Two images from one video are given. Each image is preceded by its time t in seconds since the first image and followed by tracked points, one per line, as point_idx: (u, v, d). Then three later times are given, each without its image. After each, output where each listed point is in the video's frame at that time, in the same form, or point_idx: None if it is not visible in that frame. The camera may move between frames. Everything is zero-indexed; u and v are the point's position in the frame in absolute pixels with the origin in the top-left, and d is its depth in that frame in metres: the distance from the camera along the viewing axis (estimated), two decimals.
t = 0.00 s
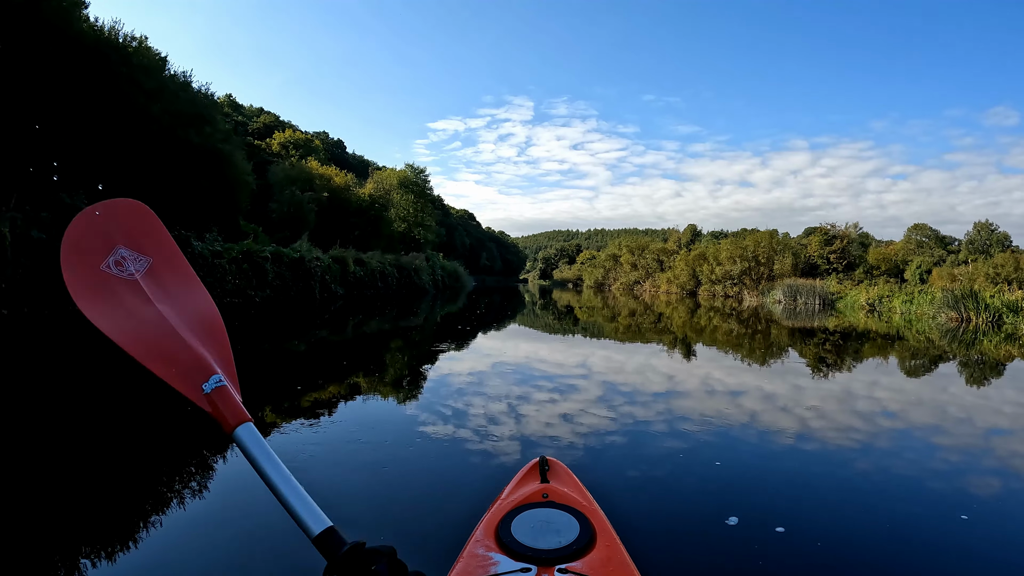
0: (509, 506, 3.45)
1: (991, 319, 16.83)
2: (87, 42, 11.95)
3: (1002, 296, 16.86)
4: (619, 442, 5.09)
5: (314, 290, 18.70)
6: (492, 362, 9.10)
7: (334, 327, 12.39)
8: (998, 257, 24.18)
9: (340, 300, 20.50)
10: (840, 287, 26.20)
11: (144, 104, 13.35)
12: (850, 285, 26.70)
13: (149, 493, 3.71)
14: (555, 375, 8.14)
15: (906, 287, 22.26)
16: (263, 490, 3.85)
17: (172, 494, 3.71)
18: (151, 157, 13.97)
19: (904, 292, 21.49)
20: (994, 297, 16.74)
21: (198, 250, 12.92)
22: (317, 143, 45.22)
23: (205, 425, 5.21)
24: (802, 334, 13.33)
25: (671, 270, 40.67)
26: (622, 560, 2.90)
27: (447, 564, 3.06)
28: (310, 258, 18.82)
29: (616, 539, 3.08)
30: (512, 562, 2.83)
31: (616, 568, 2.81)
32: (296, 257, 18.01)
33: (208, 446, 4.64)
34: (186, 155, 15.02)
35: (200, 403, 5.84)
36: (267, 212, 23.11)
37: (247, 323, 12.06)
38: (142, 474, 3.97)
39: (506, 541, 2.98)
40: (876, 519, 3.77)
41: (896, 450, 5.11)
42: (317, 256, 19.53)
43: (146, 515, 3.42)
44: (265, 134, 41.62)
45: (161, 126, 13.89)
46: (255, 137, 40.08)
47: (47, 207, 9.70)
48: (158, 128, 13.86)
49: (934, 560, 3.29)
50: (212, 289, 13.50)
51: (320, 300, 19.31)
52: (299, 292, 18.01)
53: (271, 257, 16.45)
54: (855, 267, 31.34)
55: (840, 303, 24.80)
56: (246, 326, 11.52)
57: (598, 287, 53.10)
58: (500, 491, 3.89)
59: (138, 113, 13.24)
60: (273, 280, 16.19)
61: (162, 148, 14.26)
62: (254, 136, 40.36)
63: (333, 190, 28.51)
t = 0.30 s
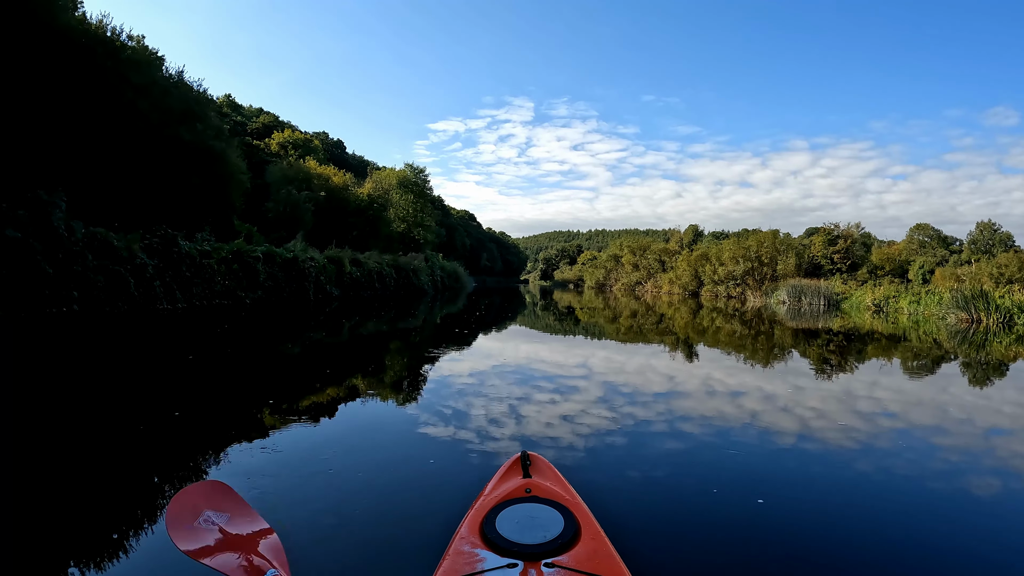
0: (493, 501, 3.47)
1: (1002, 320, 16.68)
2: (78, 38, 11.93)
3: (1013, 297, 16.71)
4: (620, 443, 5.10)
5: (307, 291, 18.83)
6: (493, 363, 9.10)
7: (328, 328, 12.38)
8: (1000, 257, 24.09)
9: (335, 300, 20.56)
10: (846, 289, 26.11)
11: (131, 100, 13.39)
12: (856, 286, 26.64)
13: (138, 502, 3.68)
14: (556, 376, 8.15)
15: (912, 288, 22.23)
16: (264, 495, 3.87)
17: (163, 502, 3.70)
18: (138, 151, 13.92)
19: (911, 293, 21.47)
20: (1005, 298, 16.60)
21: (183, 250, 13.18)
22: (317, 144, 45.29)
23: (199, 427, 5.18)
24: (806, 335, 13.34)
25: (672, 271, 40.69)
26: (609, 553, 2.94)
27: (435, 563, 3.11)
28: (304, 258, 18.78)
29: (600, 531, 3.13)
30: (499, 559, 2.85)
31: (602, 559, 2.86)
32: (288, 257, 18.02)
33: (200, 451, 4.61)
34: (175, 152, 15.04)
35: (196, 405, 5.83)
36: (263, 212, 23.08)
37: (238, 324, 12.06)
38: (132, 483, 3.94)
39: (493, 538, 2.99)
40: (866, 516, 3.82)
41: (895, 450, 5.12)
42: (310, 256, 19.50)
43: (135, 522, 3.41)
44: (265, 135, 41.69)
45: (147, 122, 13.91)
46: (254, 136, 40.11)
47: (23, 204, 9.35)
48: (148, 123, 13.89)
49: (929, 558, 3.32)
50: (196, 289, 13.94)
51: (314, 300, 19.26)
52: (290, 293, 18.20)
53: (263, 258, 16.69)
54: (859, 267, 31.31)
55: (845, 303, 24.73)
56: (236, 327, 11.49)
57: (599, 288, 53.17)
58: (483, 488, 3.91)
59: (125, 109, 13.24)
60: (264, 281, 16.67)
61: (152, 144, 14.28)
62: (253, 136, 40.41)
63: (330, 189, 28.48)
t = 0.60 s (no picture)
0: (475, 506, 3.46)
1: (1014, 322, 16.63)
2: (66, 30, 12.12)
3: None
4: (621, 444, 5.11)
5: (302, 292, 18.12)
6: (495, 364, 9.10)
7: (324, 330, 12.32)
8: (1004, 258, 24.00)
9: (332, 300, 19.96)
10: (851, 290, 25.98)
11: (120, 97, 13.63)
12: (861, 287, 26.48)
13: (129, 506, 3.64)
14: (557, 377, 8.15)
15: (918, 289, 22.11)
16: (266, 494, 3.91)
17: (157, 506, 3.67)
18: (129, 146, 14.05)
19: (919, 295, 21.42)
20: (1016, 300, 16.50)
21: (170, 249, 13.13)
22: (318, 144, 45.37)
23: (191, 432, 5.12)
24: (811, 337, 13.33)
25: (675, 272, 40.71)
26: (592, 554, 2.94)
27: (424, 559, 3.12)
28: (298, 259, 18.09)
29: (582, 532, 3.13)
30: (481, 564, 2.84)
31: (586, 562, 2.86)
32: (281, 256, 17.43)
33: (193, 456, 4.56)
34: (166, 147, 15.21)
35: (188, 409, 5.77)
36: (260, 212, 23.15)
37: (232, 326, 12.03)
38: (123, 488, 3.89)
39: (475, 543, 2.98)
40: (856, 517, 3.82)
41: (897, 452, 5.13)
42: (306, 257, 18.86)
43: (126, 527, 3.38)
44: (266, 135, 41.89)
45: (135, 118, 14.19)
46: (254, 136, 40.16)
47: None
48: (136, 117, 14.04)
49: (926, 560, 3.31)
50: (183, 290, 13.80)
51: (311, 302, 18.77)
52: (282, 295, 17.53)
53: (254, 258, 16.30)
54: (863, 268, 31.23)
55: (851, 305, 24.54)
56: (228, 330, 11.39)
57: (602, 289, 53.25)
58: (468, 490, 3.92)
59: (114, 106, 13.45)
60: (256, 282, 16.18)
61: (142, 139, 14.42)
62: (253, 135, 40.42)
63: (329, 189, 28.48)
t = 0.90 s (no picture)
0: (470, 506, 3.48)
1: None
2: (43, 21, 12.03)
3: None
4: (622, 444, 5.11)
5: (293, 292, 18.37)
6: (496, 364, 9.12)
7: (319, 331, 12.25)
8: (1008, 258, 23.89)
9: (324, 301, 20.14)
10: (857, 291, 25.89)
11: (105, 92, 13.57)
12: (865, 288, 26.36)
13: (119, 512, 3.58)
14: (558, 377, 8.16)
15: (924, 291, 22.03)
16: (258, 496, 3.87)
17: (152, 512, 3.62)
18: (115, 140, 13.95)
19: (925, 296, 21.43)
20: None
21: (154, 247, 12.80)
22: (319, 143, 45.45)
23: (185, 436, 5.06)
24: (814, 338, 13.32)
25: (677, 272, 40.70)
26: (582, 557, 2.94)
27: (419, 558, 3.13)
28: (290, 258, 18.26)
29: (574, 536, 3.13)
30: (472, 562, 2.85)
31: (576, 566, 2.86)
32: (273, 256, 17.53)
33: (184, 461, 4.49)
34: (154, 142, 15.11)
35: (180, 412, 5.71)
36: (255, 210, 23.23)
37: (225, 326, 11.96)
38: (114, 494, 3.82)
39: (467, 542, 2.99)
40: (852, 518, 3.83)
41: (898, 453, 5.13)
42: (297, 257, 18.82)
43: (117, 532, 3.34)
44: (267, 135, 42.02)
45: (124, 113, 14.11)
46: (253, 135, 40.21)
47: None
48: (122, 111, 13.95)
49: (922, 562, 3.31)
50: (167, 288, 13.47)
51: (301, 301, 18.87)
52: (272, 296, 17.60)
53: (245, 256, 16.18)
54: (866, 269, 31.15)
55: (857, 307, 24.30)
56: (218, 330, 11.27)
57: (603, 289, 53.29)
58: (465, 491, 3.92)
59: (99, 98, 13.39)
60: (245, 282, 16.12)
61: (129, 133, 14.33)
62: (253, 134, 40.42)
63: (327, 186, 28.81)
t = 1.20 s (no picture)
0: (491, 497, 3.51)
1: None
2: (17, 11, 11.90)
3: None
4: (622, 444, 5.12)
5: (286, 291, 18.43)
6: (497, 363, 9.13)
7: (314, 331, 12.19)
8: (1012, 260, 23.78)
9: (319, 300, 20.12)
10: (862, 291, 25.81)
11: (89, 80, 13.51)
12: (871, 288, 26.35)
13: (111, 511, 3.54)
14: (559, 377, 8.15)
15: (931, 292, 22.09)
16: (253, 497, 3.86)
17: (148, 512, 3.58)
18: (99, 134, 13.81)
19: (931, 298, 21.38)
20: None
21: (137, 243, 12.86)
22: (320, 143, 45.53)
23: (172, 437, 4.98)
24: (818, 340, 13.30)
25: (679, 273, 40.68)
26: (597, 552, 2.94)
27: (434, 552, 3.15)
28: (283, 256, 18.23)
29: (593, 532, 3.11)
30: (489, 553, 2.88)
31: (592, 561, 2.86)
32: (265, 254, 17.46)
33: (173, 463, 4.42)
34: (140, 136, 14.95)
35: (171, 414, 5.63)
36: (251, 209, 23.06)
37: (212, 325, 11.81)
38: (104, 494, 3.76)
39: (485, 532, 3.02)
40: (855, 518, 3.85)
41: (899, 454, 5.13)
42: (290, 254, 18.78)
43: (107, 534, 3.29)
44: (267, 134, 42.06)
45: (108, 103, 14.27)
46: (252, 133, 40.26)
47: None
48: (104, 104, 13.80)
49: (926, 561, 3.33)
50: (150, 284, 13.38)
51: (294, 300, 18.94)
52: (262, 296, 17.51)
53: (234, 254, 16.08)
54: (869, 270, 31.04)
55: (862, 308, 24.36)
56: (205, 330, 11.18)
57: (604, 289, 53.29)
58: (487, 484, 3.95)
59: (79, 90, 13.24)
60: (233, 280, 16.04)
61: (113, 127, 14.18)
62: (251, 132, 40.46)
63: (325, 185, 28.71)
